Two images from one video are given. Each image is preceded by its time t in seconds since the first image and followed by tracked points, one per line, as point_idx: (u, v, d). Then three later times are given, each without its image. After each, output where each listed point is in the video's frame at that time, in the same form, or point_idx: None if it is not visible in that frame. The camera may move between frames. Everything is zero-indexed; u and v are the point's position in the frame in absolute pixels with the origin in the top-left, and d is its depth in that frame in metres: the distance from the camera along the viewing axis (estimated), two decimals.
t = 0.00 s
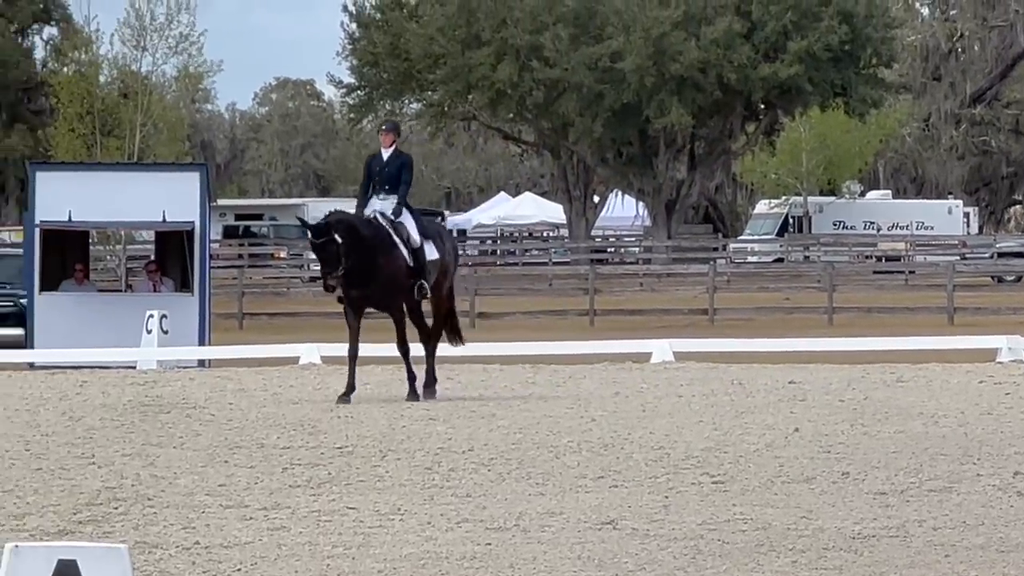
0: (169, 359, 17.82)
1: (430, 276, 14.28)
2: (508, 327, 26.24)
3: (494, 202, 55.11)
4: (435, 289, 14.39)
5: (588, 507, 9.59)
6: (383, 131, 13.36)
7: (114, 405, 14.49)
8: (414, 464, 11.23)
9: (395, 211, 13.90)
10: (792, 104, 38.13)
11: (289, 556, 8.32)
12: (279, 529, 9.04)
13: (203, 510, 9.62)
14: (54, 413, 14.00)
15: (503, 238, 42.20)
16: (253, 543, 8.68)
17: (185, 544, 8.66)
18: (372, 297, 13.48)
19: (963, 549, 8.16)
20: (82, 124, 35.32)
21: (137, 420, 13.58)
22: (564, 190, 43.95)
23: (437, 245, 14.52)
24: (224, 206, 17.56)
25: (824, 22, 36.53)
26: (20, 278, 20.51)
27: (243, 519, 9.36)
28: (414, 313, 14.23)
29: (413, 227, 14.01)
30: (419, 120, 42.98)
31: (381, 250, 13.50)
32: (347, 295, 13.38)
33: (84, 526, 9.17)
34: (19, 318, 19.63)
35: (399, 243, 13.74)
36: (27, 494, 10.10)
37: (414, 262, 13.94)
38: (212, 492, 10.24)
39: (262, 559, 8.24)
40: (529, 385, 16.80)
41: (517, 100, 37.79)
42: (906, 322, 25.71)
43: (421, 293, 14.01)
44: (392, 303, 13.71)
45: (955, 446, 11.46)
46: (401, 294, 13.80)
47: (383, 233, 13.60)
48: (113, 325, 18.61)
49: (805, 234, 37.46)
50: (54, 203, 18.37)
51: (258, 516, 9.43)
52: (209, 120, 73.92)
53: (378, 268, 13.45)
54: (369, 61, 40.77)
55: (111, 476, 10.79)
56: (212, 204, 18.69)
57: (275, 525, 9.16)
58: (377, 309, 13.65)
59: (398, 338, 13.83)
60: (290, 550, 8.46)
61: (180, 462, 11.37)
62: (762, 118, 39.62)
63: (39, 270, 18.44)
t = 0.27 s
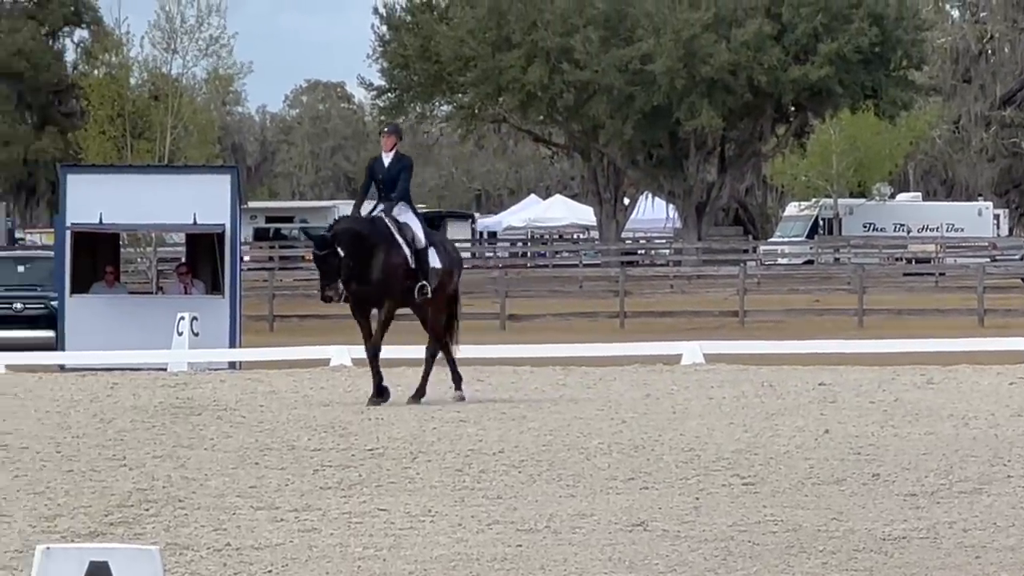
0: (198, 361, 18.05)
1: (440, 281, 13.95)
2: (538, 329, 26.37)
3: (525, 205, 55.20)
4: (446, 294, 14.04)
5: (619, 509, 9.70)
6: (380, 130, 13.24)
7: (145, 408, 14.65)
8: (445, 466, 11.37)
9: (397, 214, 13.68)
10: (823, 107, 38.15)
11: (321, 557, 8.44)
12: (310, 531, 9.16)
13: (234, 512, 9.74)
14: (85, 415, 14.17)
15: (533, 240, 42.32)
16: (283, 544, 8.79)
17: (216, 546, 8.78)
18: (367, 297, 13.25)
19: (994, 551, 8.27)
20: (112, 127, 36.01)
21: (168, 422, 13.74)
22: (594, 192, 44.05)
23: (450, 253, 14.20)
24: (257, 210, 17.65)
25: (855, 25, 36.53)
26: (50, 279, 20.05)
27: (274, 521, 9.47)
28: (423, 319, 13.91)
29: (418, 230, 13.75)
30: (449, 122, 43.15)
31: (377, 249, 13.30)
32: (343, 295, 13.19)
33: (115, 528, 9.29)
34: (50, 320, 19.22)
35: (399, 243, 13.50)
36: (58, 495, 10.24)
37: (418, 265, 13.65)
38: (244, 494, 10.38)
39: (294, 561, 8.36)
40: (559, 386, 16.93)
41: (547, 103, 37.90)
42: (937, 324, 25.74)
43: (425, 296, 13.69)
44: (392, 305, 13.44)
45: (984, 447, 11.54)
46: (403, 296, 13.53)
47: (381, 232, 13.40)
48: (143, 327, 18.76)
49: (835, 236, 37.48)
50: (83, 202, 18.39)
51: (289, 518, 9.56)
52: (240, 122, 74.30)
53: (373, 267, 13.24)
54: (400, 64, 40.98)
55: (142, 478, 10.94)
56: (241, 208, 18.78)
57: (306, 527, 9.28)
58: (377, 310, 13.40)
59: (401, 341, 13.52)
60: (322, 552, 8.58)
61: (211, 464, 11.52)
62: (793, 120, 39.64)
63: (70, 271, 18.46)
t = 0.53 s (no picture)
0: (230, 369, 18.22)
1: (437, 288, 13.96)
2: (570, 335, 26.41)
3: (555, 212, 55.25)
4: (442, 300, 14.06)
5: (651, 516, 9.77)
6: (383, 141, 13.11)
7: (177, 414, 14.79)
8: (476, 473, 11.45)
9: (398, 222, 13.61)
10: (855, 112, 38.10)
11: (352, 564, 8.51)
12: (342, 538, 9.24)
13: (266, 519, 9.82)
14: (117, 422, 14.30)
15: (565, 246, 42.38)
16: (316, 551, 8.86)
17: (248, 552, 8.86)
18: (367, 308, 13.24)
19: None
20: (144, 134, 36.42)
21: (199, 428, 13.87)
22: (625, 198, 44.09)
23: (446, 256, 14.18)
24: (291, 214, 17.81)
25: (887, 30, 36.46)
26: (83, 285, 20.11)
27: (306, 527, 9.55)
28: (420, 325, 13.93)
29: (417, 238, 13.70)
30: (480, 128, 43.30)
31: (378, 260, 13.27)
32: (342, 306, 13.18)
33: (148, 534, 9.37)
34: (83, 326, 19.32)
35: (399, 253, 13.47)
36: (91, 502, 10.33)
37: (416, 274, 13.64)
38: (275, 500, 10.47)
39: (326, 567, 8.44)
40: (589, 393, 16.99)
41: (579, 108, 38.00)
42: (970, 330, 25.69)
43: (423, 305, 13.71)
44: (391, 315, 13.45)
45: (1016, 454, 11.56)
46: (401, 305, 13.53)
47: (381, 243, 13.35)
48: (175, 332, 18.84)
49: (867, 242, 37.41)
50: (115, 210, 18.55)
51: (321, 524, 9.64)
52: (272, 130, 74.59)
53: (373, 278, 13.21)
54: (431, 70, 41.13)
55: (174, 484, 11.05)
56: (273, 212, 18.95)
57: (338, 533, 9.36)
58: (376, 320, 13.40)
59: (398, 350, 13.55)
60: (353, 558, 8.65)
61: (242, 470, 11.63)
62: (825, 125, 39.63)
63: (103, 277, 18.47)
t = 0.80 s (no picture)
0: (262, 379, 18.43)
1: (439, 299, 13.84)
2: (602, 345, 26.50)
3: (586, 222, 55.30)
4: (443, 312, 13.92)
5: (684, 525, 9.85)
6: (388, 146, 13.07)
7: (209, 424, 14.94)
8: (508, 483, 11.55)
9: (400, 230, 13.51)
10: (888, 122, 38.07)
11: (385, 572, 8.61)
12: (374, 548, 9.33)
13: (299, 529, 9.93)
14: (149, 432, 14.46)
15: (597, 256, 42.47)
16: (348, 561, 8.95)
17: (280, 562, 8.96)
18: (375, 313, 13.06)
19: None
20: (177, 142, 36.76)
21: (232, 438, 14.02)
22: (658, 208, 44.16)
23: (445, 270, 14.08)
24: (323, 221, 17.97)
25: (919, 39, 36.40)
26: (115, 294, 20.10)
27: (339, 538, 9.66)
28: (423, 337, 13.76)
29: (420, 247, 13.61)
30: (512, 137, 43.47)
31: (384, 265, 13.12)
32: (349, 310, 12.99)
33: (180, 545, 9.48)
34: (116, 336, 19.36)
35: (403, 260, 13.34)
36: (123, 512, 10.46)
37: (420, 282, 13.52)
38: (308, 510, 10.59)
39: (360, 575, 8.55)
40: (621, 402, 17.08)
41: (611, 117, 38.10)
42: (1004, 339, 25.67)
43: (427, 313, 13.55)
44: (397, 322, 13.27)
45: None
46: (406, 313, 13.37)
47: (386, 248, 13.23)
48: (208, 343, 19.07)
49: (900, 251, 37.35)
50: (148, 220, 18.75)
51: (353, 534, 9.75)
52: (304, 140, 74.99)
53: (380, 283, 13.05)
54: (463, 80, 41.34)
55: (207, 494, 11.19)
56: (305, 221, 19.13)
57: (371, 544, 9.46)
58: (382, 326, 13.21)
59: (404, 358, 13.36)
60: (387, 568, 8.76)
61: (275, 481, 11.76)
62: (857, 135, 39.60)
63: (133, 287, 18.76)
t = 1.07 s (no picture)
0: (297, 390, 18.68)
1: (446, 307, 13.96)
2: (637, 354, 26.65)
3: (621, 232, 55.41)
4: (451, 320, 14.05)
5: (719, 535, 9.99)
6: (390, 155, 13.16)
7: (244, 434, 15.16)
8: (544, 493, 11.71)
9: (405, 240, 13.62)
10: (923, 132, 38.06)
11: None
12: (411, 557, 9.48)
13: (335, 539, 10.10)
14: (185, 442, 14.69)
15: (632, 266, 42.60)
16: (385, 570, 9.09)
17: (317, 571, 9.09)
18: (381, 328, 13.22)
19: None
20: (212, 152, 37.21)
21: (267, 448, 14.23)
22: (693, 218, 44.28)
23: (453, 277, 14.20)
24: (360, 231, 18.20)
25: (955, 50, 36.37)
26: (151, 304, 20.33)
27: (375, 547, 9.83)
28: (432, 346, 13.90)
29: (425, 256, 13.72)
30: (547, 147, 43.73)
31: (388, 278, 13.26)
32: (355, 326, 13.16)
33: (215, 554, 9.66)
34: (151, 346, 19.58)
35: (408, 272, 13.48)
36: (159, 522, 10.67)
37: (426, 292, 13.65)
38: (344, 520, 10.77)
39: None
40: (657, 412, 17.23)
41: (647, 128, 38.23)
42: None
43: (435, 323, 13.68)
44: (403, 334, 13.42)
45: None
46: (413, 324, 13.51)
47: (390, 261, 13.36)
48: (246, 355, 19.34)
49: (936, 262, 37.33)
50: (184, 230, 19.01)
51: (390, 544, 9.92)
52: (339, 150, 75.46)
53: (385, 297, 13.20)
54: (498, 90, 41.59)
55: (243, 504, 11.39)
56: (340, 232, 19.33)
57: (407, 554, 9.61)
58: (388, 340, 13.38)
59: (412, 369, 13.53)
60: None
61: (311, 490, 11.96)
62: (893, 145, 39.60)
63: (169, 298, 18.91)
